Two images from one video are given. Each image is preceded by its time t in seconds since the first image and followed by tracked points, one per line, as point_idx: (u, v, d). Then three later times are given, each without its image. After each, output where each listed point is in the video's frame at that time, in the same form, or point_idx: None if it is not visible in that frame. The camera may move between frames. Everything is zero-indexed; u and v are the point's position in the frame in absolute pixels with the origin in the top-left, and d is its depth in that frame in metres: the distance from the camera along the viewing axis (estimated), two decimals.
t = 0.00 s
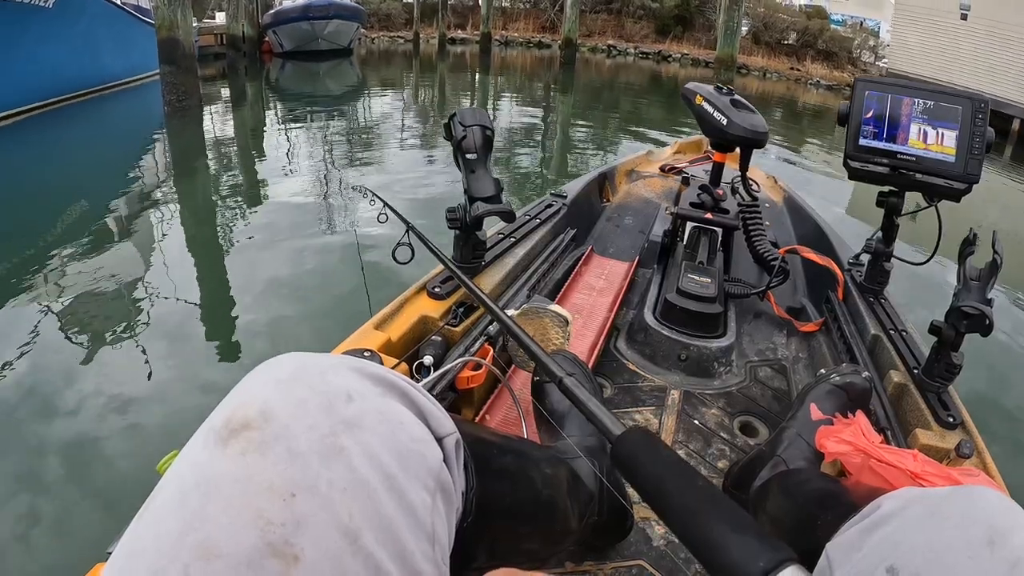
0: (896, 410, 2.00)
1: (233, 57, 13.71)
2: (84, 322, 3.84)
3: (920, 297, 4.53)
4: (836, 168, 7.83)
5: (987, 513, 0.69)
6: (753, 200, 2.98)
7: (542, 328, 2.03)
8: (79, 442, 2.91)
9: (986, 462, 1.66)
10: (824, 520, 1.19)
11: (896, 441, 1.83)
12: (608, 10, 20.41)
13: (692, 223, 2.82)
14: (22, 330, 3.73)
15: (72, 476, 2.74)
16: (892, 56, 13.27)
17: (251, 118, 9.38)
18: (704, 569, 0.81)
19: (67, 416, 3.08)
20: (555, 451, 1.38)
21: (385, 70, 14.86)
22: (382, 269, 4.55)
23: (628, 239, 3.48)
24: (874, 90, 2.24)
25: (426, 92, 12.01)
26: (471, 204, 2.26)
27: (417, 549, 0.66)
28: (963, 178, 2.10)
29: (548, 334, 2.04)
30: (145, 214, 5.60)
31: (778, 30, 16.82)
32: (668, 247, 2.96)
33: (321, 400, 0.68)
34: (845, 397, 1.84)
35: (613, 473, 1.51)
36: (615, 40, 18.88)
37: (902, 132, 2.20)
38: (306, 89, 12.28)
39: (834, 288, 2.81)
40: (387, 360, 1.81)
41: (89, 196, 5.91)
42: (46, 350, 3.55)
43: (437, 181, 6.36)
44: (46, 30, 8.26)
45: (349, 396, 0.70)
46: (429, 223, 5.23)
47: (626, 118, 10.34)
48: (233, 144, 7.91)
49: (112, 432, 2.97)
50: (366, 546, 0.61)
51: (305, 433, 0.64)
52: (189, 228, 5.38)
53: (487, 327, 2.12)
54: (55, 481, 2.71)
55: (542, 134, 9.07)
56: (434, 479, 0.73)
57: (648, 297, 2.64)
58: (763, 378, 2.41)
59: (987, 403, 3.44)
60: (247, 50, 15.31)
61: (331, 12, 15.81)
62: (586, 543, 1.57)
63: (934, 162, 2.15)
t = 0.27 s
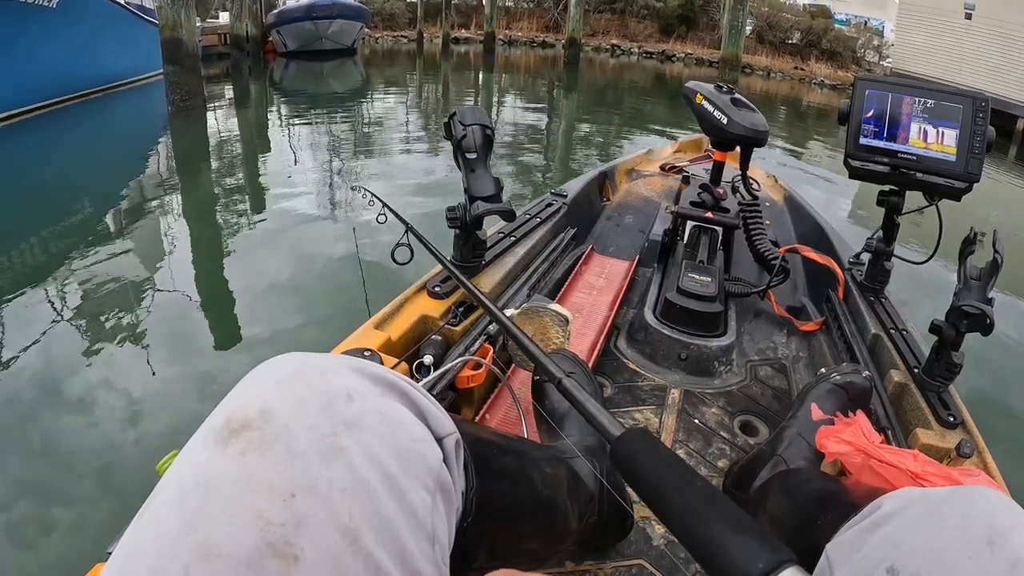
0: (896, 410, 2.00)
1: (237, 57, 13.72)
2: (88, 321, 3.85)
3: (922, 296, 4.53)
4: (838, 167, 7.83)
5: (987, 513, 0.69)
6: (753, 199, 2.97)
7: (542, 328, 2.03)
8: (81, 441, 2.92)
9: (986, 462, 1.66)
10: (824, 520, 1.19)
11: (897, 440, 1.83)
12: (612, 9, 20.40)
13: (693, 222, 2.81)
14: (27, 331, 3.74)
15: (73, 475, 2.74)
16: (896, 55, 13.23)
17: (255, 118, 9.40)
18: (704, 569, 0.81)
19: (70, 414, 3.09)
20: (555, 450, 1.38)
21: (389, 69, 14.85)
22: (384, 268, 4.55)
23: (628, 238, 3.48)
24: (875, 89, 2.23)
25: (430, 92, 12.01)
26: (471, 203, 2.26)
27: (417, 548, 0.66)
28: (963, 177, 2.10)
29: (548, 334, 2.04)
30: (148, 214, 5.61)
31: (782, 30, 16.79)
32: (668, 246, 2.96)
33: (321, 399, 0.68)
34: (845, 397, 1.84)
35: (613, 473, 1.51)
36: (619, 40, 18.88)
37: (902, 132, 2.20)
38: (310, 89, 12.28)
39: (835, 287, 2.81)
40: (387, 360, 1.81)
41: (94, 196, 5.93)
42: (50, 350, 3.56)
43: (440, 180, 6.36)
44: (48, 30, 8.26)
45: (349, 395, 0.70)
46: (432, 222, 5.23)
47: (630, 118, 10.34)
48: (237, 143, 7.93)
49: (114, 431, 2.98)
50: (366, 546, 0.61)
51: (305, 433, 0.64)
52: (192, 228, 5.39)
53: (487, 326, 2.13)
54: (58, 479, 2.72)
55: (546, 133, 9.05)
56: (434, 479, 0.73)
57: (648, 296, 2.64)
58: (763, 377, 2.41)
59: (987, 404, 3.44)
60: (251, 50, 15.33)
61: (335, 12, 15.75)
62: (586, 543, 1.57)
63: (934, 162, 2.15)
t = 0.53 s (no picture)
0: (896, 409, 2.00)
1: (240, 57, 13.72)
2: (91, 321, 3.85)
3: (923, 296, 4.53)
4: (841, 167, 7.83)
5: (987, 513, 0.69)
6: (753, 198, 2.97)
7: (542, 327, 2.03)
8: (84, 439, 2.92)
9: (986, 462, 1.66)
10: (824, 520, 1.19)
11: (897, 440, 1.83)
12: (615, 8, 20.39)
13: (693, 221, 2.80)
14: (30, 330, 3.75)
15: (73, 473, 2.74)
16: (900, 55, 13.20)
17: (258, 117, 9.41)
18: (704, 570, 0.81)
19: (71, 412, 3.09)
20: (555, 451, 1.38)
21: (392, 69, 14.83)
22: (384, 268, 4.55)
23: (629, 237, 3.48)
24: (875, 88, 2.23)
25: (433, 91, 12.01)
26: (471, 203, 2.26)
27: (417, 549, 0.66)
28: (963, 176, 2.10)
29: (548, 333, 2.04)
30: (152, 213, 5.63)
31: (786, 29, 16.76)
32: (668, 245, 2.96)
33: (321, 399, 0.68)
34: (846, 396, 1.84)
35: (613, 473, 1.51)
36: (623, 39, 18.85)
37: (902, 131, 2.20)
38: (313, 88, 12.26)
39: (835, 286, 2.81)
40: (387, 360, 1.81)
41: (98, 196, 5.95)
42: (53, 349, 3.57)
43: (443, 180, 6.35)
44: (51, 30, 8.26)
45: (350, 396, 0.70)
46: (433, 221, 5.22)
47: (633, 117, 10.34)
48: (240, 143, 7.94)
49: (114, 429, 2.98)
50: (366, 546, 0.61)
51: (305, 434, 0.64)
52: (196, 227, 5.40)
53: (487, 326, 2.13)
54: (59, 476, 2.73)
55: (549, 133, 9.04)
56: (433, 479, 0.73)
57: (648, 295, 2.64)
58: (763, 377, 2.41)
59: (988, 403, 3.43)
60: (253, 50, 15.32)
61: (337, 12, 15.79)
62: (586, 543, 1.57)
63: (934, 161, 2.15)
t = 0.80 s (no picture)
0: (896, 408, 2.00)
1: (243, 57, 13.74)
2: (93, 320, 3.84)
3: (925, 295, 4.53)
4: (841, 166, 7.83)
5: (988, 513, 0.69)
6: (753, 197, 2.97)
7: (541, 327, 2.03)
8: (85, 438, 2.92)
9: (986, 461, 1.65)
10: (824, 520, 1.19)
11: (897, 439, 1.83)
12: (618, 8, 20.41)
13: (692, 221, 2.80)
14: (34, 328, 3.75)
15: (74, 470, 2.74)
16: (903, 54, 13.18)
17: (260, 116, 9.41)
18: (703, 570, 0.80)
19: (72, 410, 3.09)
20: (554, 450, 1.38)
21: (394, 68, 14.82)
22: (385, 267, 4.55)
23: (628, 236, 3.48)
24: (874, 87, 2.23)
25: (436, 91, 12.00)
26: (470, 202, 2.25)
27: (416, 549, 0.66)
28: (963, 175, 2.10)
29: (548, 333, 2.03)
30: (154, 212, 5.62)
31: (789, 29, 16.76)
32: (668, 244, 2.96)
33: (320, 400, 0.68)
34: (846, 396, 1.84)
35: (613, 473, 1.51)
36: (626, 39, 18.85)
37: (902, 130, 2.20)
38: (316, 88, 12.25)
39: (834, 286, 2.81)
40: (386, 359, 1.81)
41: (101, 195, 5.94)
42: (55, 347, 3.57)
43: (445, 179, 6.35)
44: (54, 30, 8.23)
45: (348, 396, 0.70)
46: (435, 221, 5.22)
47: (635, 117, 10.35)
48: (243, 142, 7.94)
49: (114, 427, 2.98)
50: (365, 546, 0.61)
51: (304, 433, 0.64)
52: (199, 226, 5.40)
53: (487, 325, 2.13)
54: (59, 474, 2.72)
55: (552, 133, 9.03)
56: (433, 479, 0.73)
57: (648, 294, 2.64)
58: (763, 376, 2.41)
59: (988, 403, 3.43)
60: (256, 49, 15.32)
61: (340, 11, 15.78)
62: (587, 542, 1.57)
63: (934, 160, 2.15)
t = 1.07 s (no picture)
0: (896, 409, 1.99)
1: (246, 56, 13.75)
2: (95, 320, 3.84)
3: (926, 296, 4.53)
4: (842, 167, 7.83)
5: (987, 512, 0.69)
6: (753, 198, 2.97)
7: (541, 326, 2.02)
8: (85, 437, 2.92)
9: (986, 461, 1.65)
10: (824, 520, 1.19)
11: (897, 440, 1.82)
12: (621, 9, 20.43)
13: (692, 221, 2.79)
14: (37, 327, 3.76)
15: (73, 470, 2.74)
16: (907, 56, 13.16)
17: (263, 116, 9.42)
18: (703, 570, 0.80)
19: (73, 409, 3.09)
20: (554, 450, 1.38)
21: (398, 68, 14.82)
22: (386, 267, 4.54)
23: (628, 237, 3.48)
24: (874, 88, 2.23)
25: (439, 91, 12.00)
26: (470, 202, 2.25)
27: (416, 548, 0.66)
28: (963, 176, 2.10)
29: (547, 333, 2.03)
30: (156, 211, 5.63)
31: (792, 30, 16.76)
32: (667, 244, 2.96)
33: (319, 399, 0.68)
34: (845, 396, 1.84)
35: (613, 473, 1.51)
36: (629, 40, 18.86)
37: (902, 130, 2.20)
38: (318, 88, 12.25)
39: (834, 286, 2.81)
40: (386, 359, 1.81)
41: (103, 194, 5.96)
42: (56, 346, 3.58)
43: (447, 179, 6.35)
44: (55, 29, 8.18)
45: (348, 396, 0.70)
46: (437, 221, 5.22)
47: (638, 117, 10.36)
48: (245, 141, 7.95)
49: (112, 426, 2.98)
50: (365, 546, 0.61)
51: (303, 433, 0.64)
52: (201, 225, 5.40)
53: (486, 325, 2.13)
54: (60, 473, 2.72)
55: (554, 133, 9.03)
56: (433, 479, 0.73)
57: (647, 295, 2.64)
58: (763, 376, 2.42)
59: (987, 403, 3.44)
60: (259, 48, 15.35)
61: (343, 11, 15.83)
62: (586, 542, 1.57)
63: (934, 161, 2.15)
